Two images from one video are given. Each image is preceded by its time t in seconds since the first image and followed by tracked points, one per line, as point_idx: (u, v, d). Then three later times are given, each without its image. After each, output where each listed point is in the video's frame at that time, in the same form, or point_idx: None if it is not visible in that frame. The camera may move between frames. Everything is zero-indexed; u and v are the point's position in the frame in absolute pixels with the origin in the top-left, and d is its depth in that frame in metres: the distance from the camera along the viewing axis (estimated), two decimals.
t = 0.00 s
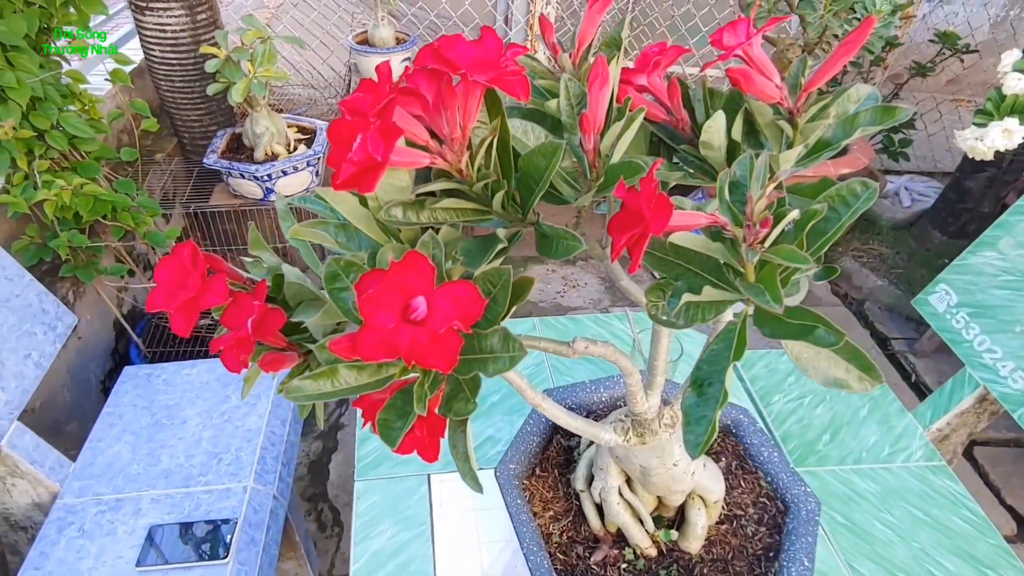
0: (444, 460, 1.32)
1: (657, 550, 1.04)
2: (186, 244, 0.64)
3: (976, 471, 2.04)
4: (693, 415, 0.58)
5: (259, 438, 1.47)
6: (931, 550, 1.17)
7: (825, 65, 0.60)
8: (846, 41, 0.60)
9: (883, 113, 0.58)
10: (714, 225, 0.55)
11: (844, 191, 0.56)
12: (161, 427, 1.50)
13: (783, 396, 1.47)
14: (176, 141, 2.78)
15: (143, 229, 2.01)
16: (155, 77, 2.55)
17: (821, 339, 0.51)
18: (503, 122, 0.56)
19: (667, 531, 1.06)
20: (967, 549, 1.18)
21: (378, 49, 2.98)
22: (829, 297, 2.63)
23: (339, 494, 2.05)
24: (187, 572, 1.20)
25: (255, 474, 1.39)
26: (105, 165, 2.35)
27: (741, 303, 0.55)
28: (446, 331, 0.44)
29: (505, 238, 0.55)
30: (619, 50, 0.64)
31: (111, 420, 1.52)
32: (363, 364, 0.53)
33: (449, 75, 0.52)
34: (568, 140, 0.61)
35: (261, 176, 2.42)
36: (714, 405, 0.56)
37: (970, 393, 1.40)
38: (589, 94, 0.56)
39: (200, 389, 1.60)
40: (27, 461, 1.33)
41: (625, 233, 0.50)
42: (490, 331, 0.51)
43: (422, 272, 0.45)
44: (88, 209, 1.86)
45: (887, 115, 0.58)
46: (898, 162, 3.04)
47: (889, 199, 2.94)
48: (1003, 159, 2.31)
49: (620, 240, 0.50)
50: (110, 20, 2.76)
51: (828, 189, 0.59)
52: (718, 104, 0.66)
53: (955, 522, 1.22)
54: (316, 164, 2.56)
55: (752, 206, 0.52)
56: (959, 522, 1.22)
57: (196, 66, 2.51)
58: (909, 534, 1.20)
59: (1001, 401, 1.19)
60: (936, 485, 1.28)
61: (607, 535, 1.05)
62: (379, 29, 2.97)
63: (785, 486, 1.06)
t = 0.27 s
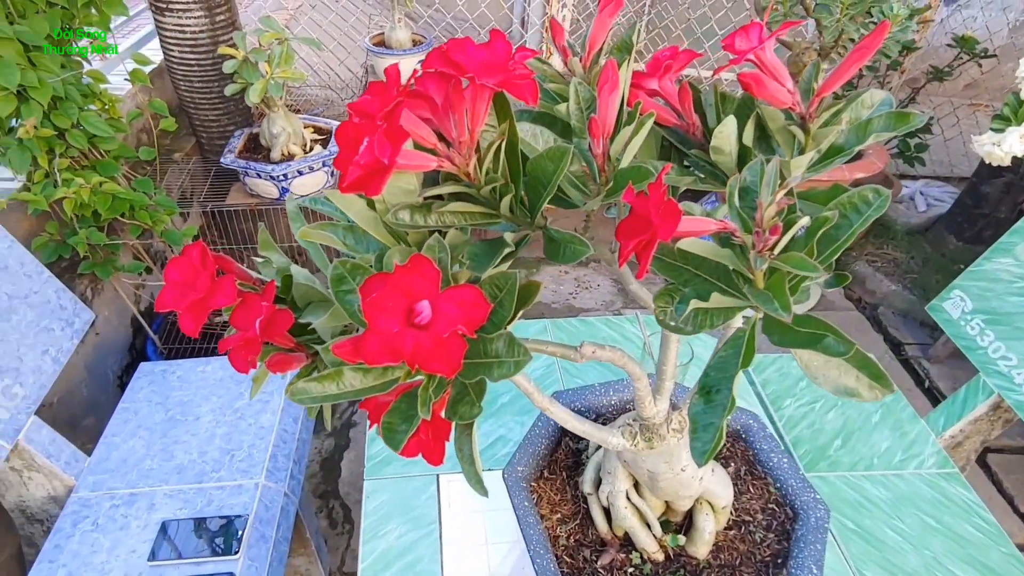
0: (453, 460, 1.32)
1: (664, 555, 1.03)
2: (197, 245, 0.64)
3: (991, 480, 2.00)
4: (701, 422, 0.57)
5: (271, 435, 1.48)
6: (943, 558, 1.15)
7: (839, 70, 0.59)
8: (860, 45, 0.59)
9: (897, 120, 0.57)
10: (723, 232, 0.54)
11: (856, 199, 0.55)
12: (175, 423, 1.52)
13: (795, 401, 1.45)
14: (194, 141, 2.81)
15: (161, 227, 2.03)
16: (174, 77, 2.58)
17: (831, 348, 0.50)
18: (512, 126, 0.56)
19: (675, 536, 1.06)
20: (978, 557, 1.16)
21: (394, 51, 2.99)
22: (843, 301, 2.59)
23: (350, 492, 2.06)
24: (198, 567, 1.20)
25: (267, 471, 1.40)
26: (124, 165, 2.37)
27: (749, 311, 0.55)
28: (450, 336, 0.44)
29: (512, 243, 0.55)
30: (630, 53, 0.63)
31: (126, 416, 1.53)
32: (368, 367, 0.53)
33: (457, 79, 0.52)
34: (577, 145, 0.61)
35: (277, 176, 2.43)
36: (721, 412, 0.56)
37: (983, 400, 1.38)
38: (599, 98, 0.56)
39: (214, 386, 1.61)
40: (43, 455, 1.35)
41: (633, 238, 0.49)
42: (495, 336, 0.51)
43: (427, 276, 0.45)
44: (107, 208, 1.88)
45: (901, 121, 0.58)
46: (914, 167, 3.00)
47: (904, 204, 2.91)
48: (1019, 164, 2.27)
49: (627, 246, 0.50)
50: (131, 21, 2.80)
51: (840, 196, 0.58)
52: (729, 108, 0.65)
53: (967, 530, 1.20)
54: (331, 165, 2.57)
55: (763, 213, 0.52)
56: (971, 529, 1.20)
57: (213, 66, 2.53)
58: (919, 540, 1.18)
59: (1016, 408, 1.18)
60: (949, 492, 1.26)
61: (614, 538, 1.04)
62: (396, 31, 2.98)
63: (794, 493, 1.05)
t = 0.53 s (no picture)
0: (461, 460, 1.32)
1: (671, 559, 1.03)
2: (206, 245, 0.65)
3: (1006, 488, 1.97)
4: (708, 428, 0.56)
5: (282, 433, 1.48)
6: (953, 565, 1.13)
7: (851, 74, 0.58)
8: (873, 50, 0.59)
9: (910, 125, 0.57)
10: (732, 237, 0.54)
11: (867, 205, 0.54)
12: (188, 419, 1.53)
13: (806, 406, 1.44)
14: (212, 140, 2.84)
15: (177, 226, 2.05)
16: (192, 77, 2.60)
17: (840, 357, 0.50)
18: (520, 129, 0.56)
19: (682, 540, 1.05)
20: (990, 565, 1.14)
21: (410, 52, 3.00)
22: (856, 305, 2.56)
23: (360, 489, 2.07)
24: (208, 563, 1.21)
25: (279, 468, 1.41)
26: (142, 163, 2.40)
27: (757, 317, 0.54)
28: (454, 340, 0.44)
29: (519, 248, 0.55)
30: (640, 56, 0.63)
31: (140, 412, 1.55)
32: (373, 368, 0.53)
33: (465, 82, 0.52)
34: (586, 149, 0.61)
35: (292, 176, 2.45)
36: (728, 418, 0.55)
37: (998, 407, 1.36)
38: (608, 102, 0.56)
39: (226, 383, 1.62)
40: (58, 449, 1.37)
41: (640, 243, 0.49)
42: (500, 341, 0.51)
43: (431, 279, 0.45)
44: (124, 206, 1.90)
45: (914, 127, 0.57)
46: (930, 171, 2.97)
47: (919, 208, 2.88)
48: None
49: (634, 250, 0.49)
50: (150, 22, 2.83)
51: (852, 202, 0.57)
52: (741, 113, 0.65)
53: (978, 537, 1.18)
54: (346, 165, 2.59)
55: (771, 219, 0.51)
56: (981, 536, 1.18)
57: (231, 67, 2.55)
58: (930, 548, 1.16)
59: None
60: (961, 500, 1.24)
61: (621, 542, 1.04)
62: (412, 32, 2.99)
63: (803, 499, 1.04)
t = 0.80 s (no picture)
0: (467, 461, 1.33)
1: (677, 563, 1.02)
2: (218, 245, 0.65)
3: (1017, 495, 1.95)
4: (713, 432, 0.56)
5: (290, 431, 1.49)
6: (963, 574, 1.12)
7: (861, 77, 0.58)
8: (884, 52, 0.58)
9: (922, 129, 0.56)
10: (739, 240, 0.54)
11: (876, 209, 0.54)
12: (198, 416, 1.54)
13: (814, 410, 1.43)
14: (225, 140, 2.86)
15: (189, 225, 2.07)
16: (206, 78, 2.62)
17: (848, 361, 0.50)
18: (528, 132, 0.56)
19: (688, 544, 1.05)
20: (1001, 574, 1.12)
21: (420, 53, 3.01)
22: (866, 309, 2.54)
23: (368, 487, 2.08)
24: (218, 558, 1.22)
25: (287, 465, 1.41)
26: (156, 163, 2.42)
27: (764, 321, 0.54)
28: (460, 341, 0.45)
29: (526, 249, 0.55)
30: (648, 59, 0.63)
31: (151, 408, 1.57)
32: (379, 368, 0.53)
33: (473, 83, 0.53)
34: (593, 150, 0.60)
35: (303, 176, 2.46)
36: (735, 423, 0.55)
37: (1010, 414, 1.33)
38: (617, 105, 0.56)
39: (236, 381, 1.64)
40: (71, 444, 1.39)
41: (647, 245, 0.49)
42: (507, 341, 0.51)
43: (438, 280, 0.46)
44: (138, 205, 1.92)
45: (926, 131, 0.56)
46: (943, 175, 2.94)
47: (931, 212, 2.86)
48: None
49: (641, 253, 0.49)
50: (165, 22, 2.86)
51: (861, 205, 0.57)
52: (750, 116, 0.64)
53: (989, 546, 1.16)
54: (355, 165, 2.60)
55: (780, 222, 0.51)
56: (993, 545, 1.17)
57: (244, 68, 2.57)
58: (939, 556, 1.15)
59: None
60: (971, 507, 1.23)
61: (627, 544, 1.04)
62: (422, 34, 3.00)
63: (810, 504, 1.03)
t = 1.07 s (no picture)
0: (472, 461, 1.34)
1: (680, 564, 1.03)
2: (230, 245, 0.67)
3: None
4: (714, 435, 0.57)
5: (298, 429, 1.51)
6: None
7: (863, 84, 0.59)
8: (886, 60, 0.59)
9: (925, 135, 0.56)
10: (740, 245, 0.54)
11: (877, 216, 0.55)
12: (207, 413, 1.56)
13: (821, 413, 1.43)
14: (234, 139, 2.88)
15: (198, 223, 2.09)
16: (216, 77, 2.64)
17: (845, 365, 0.50)
18: (534, 137, 0.57)
19: (691, 545, 1.06)
20: None
21: (427, 53, 3.02)
22: (876, 311, 2.53)
23: (373, 486, 2.09)
24: (225, 554, 1.24)
25: (294, 463, 1.43)
26: (166, 161, 2.44)
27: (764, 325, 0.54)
28: (465, 343, 0.46)
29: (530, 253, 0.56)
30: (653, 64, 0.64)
31: (160, 405, 1.59)
32: (386, 369, 0.54)
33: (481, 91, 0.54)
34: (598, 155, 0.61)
35: (311, 175, 2.47)
36: (736, 426, 0.56)
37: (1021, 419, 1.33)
38: (621, 111, 0.57)
39: (245, 378, 1.66)
40: (82, 439, 1.41)
41: (649, 250, 0.50)
42: (510, 343, 0.52)
43: (444, 283, 0.47)
44: (148, 203, 1.94)
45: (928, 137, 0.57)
46: (953, 176, 2.93)
47: (942, 214, 2.85)
48: None
49: (643, 257, 0.50)
50: (176, 21, 2.88)
51: (862, 210, 0.58)
52: (753, 121, 0.65)
53: (999, 553, 1.16)
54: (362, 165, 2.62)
55: (780, 228, 0.52)
56: (1002, 552, 1.17)
57: (254, 67, 2.59)
58: (946, 561, 1.15)
59: None
60: (980, 512, 1.23)
61: (630, 545, 1.05)
62: (430, 33, 3.00)
63: (815, 507, 1.04)
